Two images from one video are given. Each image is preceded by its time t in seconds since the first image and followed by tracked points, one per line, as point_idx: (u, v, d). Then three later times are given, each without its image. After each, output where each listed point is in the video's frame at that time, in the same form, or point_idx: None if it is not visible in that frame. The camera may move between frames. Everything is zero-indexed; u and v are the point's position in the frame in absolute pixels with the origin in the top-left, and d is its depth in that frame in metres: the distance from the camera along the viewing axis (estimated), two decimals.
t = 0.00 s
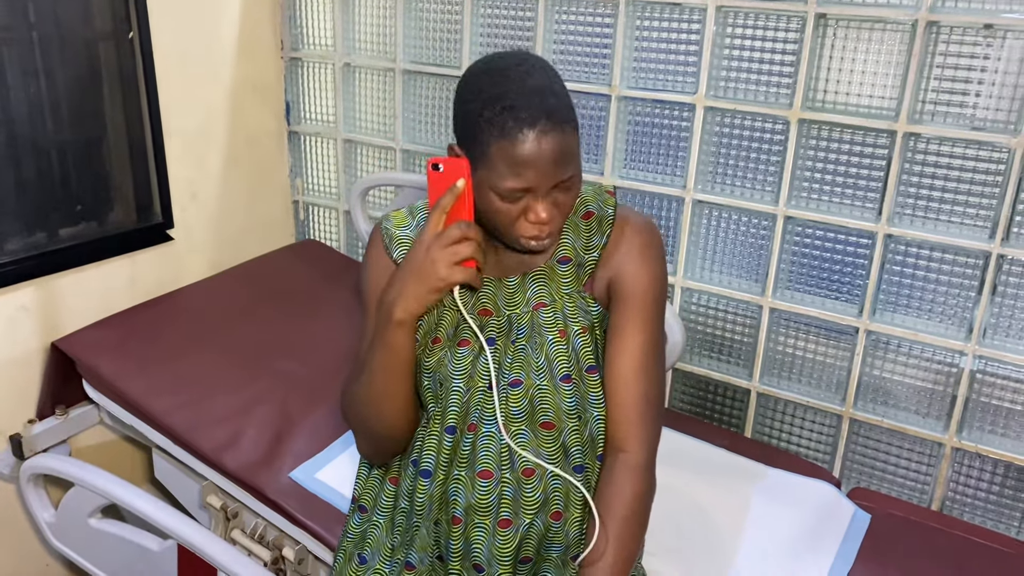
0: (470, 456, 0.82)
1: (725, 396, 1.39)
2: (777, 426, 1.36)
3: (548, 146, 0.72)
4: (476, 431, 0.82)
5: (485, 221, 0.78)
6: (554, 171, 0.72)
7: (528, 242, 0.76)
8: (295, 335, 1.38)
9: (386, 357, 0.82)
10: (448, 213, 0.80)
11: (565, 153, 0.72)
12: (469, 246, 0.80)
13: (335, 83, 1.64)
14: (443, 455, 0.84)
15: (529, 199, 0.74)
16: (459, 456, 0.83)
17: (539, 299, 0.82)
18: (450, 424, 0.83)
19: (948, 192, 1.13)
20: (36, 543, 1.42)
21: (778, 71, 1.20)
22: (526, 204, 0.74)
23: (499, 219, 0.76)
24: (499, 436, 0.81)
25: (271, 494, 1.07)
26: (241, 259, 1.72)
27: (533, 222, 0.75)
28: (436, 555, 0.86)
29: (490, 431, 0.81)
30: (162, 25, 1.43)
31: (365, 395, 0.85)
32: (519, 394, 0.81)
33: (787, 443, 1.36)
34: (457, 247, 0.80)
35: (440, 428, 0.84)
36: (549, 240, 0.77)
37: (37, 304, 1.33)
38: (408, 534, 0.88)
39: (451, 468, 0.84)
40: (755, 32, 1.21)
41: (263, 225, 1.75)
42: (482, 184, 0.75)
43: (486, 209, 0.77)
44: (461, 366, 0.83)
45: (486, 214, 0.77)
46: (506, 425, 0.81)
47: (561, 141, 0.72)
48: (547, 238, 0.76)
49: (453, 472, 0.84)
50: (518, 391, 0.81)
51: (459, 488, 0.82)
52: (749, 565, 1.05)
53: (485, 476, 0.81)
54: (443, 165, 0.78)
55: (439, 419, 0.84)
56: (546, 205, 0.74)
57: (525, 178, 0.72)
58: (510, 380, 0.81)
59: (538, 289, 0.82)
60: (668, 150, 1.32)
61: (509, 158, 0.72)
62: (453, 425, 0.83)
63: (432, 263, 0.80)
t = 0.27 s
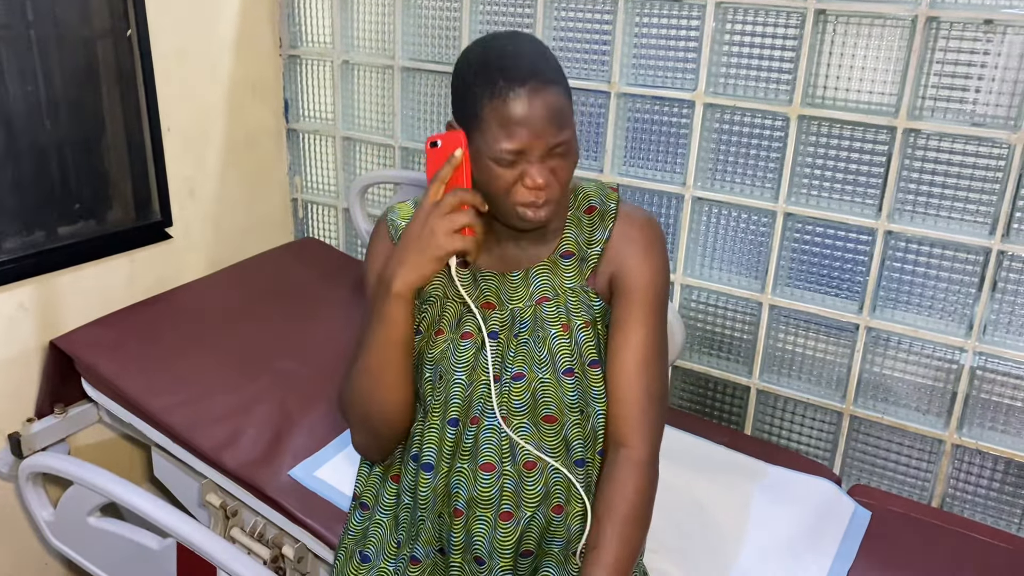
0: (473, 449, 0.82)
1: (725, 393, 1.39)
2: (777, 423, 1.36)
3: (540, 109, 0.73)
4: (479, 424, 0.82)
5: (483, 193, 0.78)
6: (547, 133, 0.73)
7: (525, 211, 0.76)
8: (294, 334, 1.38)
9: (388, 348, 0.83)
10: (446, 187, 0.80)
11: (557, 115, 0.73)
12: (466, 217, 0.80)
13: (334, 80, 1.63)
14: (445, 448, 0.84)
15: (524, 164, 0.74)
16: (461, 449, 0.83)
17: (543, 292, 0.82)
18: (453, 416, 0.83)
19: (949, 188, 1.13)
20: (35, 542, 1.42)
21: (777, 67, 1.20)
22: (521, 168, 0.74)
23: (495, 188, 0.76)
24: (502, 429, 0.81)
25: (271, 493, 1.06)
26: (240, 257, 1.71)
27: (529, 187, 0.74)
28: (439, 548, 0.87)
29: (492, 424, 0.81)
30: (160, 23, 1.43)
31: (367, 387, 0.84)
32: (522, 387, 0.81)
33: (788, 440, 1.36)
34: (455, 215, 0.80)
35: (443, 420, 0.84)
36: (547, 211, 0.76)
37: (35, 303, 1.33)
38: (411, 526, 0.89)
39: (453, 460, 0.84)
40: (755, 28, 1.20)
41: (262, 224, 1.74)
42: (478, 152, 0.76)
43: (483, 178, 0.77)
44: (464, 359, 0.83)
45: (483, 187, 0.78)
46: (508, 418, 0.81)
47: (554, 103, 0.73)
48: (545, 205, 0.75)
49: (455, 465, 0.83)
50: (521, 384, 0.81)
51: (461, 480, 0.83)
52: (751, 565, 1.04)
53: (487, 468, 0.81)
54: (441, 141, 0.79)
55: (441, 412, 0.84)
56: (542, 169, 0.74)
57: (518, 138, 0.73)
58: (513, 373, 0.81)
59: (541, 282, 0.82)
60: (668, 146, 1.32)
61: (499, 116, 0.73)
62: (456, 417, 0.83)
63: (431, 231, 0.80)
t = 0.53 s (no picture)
0: (473, 443, 0.82)
1: (726, 390, 1.39)
2: (778, 421, 1.35)
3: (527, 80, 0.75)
4: (479, 419, 0.81)
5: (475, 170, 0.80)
6: (534, 104, 0.75)
7: (518, 182, 0.77)
8: (293, 331, 1.38)
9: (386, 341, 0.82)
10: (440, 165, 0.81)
11: (544, 87, 0.75)
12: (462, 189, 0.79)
13: (333, 78, 1.63)
14: (445, 443, 0.83)
15: (512, 134, 0.76)
16: (461, 444, 0.82)
17: (543, 286, 0.81)
18: (453, 411, 0.82)
19: (950, 184, 1.12)
20: (33, 541, 1.42)
21: (778, 63, 1.20)
22: (511, 139, 0.76)
23: (485, 161, 0.78)
24: (500, 423, 0.80)
25: (270, 491, 1.06)
26: (239, 256, 1.71)
27: (519, 156, 0.76)
28: (439, 543, 0.86)
29: (492, 418, 0.81)
30: (158, 20, 1.43)
31: (365, 382, 0.83)
32: (522, 381, 0.80)
33: (788, 438, 1.35)
34: (451, 190, 0.79)
35: (443, 415, 0.83)
36: (539, 182, 0.77)
37: (33, 301, 1.32)
38: (411, 522, 0.88)
39: (453, 455, 0.83)
40: (755, 24, 1.20)
41: (261, 222, 1.74)
42: (468, 125, 0.78)
43: (475, 152, 0.78)
44: (464, 353, 0.82)
45: (476, 164, 0.79)
46: (508, 412, 0.80)
47: (539, 75, 0.75)
48: (535, 174, 0.77)
49: (456, 460, 0.83)
50: (521, 378, 0.80)
51: (461, 474, 0.82)
52: (753, 563, 1.04)
53: (488, 463, 0.80)
54: (432, 122, 0.81)
55: (440, 407, 0.83)
56: (531, 139, 0.76)
57: (506, 109, 0.75)
58: (513, 368, 0.80)
59: (541, 276, 0.81)
60: (668, 143, 1.31)
61: (486, 89, 0.76)
62: (455, 412, 0.82)
63: (427, 208, 0.80)
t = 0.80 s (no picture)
0: (472, 448, 0.81)
1: (727, 391, 1.39)
2: (779, 421, 1.35)
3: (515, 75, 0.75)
4: (478, 423, 0.81)
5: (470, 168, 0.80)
6: (525, 98, 0.75)
7: (512, 178, 0.77)
8: (292, 332, 1.37)
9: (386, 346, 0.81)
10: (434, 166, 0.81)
11: (534, 81, 0.75)
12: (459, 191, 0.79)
13: (332, 78, 1.63)
14: (444, 448, 0.83)
15: (505, 130, 0.76)
16: (461, 449, 0.82)
17: (541, 288, 0.81)
18: (451, 416, 0.82)
19: (951, 184, 1.12)
20: (33, 542, 1.41)
21: (778, 64, 1.19)
22: (503, 135, 0.76)
23: (479, 157, 0.78)
24: (499, 428, 0.80)
25: (269, 493, 1.06)
26: (238, 257, 1.71)
27: (512, 152, 0.76)
28: (438, 549, 0.86)
29: (491, 422, 0.80)
30: (158, 20, 1.42)
31: (365, 387, 0.83)
32: (521, 384, 0.80)
33: (789, 439, 1.35)
34: (448, 191, 0.79)
35: (442, 420, 0.83)
36: (533, 177, 0.77)
37: (33, 302, 1.32)
38: (410, 526, 0.88)
39: (452, 461, 0.83)
40: (755, 25, 1.20)
41: (260, 222, 1.73)
42: (460, 122, 0.78)
43: (468, 150, 0.78)
44: (462, 357, 0.82)
45: (470, 162, 0.79)
46: (507, 416, 0.80)
47: (529, 70, 0.75)
48: (530, 169, 0.77)
49: (454, 464, 0.83)
50: (520, 382, 0.80)
51: (461, 480, 0.82)
52: (754, 564, 1.03)
53: (487, 468, 0.80)
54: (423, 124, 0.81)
55: (439, 411, 0.83)
56: (523, 134, 0.76)
57: (497, 105, 0.75)
58: (512, 371, 0.80)
59: (539, 279, 0.81)
60: (668, 143, 1.31)
61: (476, 85, 0.76)
62: (454, 416, 0.82)
63: (424, 210, 0.80)
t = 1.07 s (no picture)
0: (472, 458, 0.81)
1: (728, 396, 1.38)
2: (780, 426, 1.35)
3: (507, 81, 0.75)
4: (477, 433, 0.81)
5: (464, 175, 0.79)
6: (518, 105, 0.75)
7: (506, 185, 0.77)
8: (293, 336, 1.37)
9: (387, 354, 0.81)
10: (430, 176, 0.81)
11: (527, 88, 0.75)
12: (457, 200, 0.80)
13: (333, 81, 1.63)
14: (443, 458, 0.83)
15: (497, 137, 0.76)
16: (460, 459, 0.82)
17: (539, 295, 0.81)
18: (450, 426, 0.81)
19: (953, 189, 1.12)
20: (33, 546, 1.41)
21: (780, 68, 1.19)
22: (496, 143, 0.76)
23: (472, 165, 0.78)
24: (497, 438, 0.80)
25: (270, 498, 1.06)
26: (239, 260, 1.70)
27: (506, 159, 0.76)
28: (438, 560, 0.86)
29: (490, 432, 0.80)
30: (158, 23, 1.42)
31: (369, 396, 0.82)
32: (520, 394, 0.80)
33: (791, 444, 1.35)
34: (448, 202, 0.79)
35: (440, 430, 0.82)
36: (528, 184, 0.77)
37: (33, 306, 1.32)
38: (411, 536, 0.88)
39: (452, 471, 0.82)
40: (757, 28, 1.20)
41: (261, 225, 1.73)
42: (454, 130, 0.78)
43: (463, 158, 0.78)
44: (460, 366, 0.81)
45: (466, 170, 0.79)
46: (506, 426, 0.80)
47: (522, 76, 0.75)
48: (525, 176, 0.77)
49: (454, 475, 0.82)
50: (518, 391, 0.80)
51: (460, 491, 0.82)
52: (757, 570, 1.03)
53: (487, 478, 0.80)
54: (418, 135, 0.83)
55: (438, 421, 0.83)
56: (516, 141, 0.75)
57: (490, 112, 0.75)
58: (510, 380, 0.80)
59: (536, 286, 0.81)
60: (670, 147, 1.31)
61: (468, 92, 0.76)
62: (453, 426, 0.81)
63: (424, 221, 0.80)
